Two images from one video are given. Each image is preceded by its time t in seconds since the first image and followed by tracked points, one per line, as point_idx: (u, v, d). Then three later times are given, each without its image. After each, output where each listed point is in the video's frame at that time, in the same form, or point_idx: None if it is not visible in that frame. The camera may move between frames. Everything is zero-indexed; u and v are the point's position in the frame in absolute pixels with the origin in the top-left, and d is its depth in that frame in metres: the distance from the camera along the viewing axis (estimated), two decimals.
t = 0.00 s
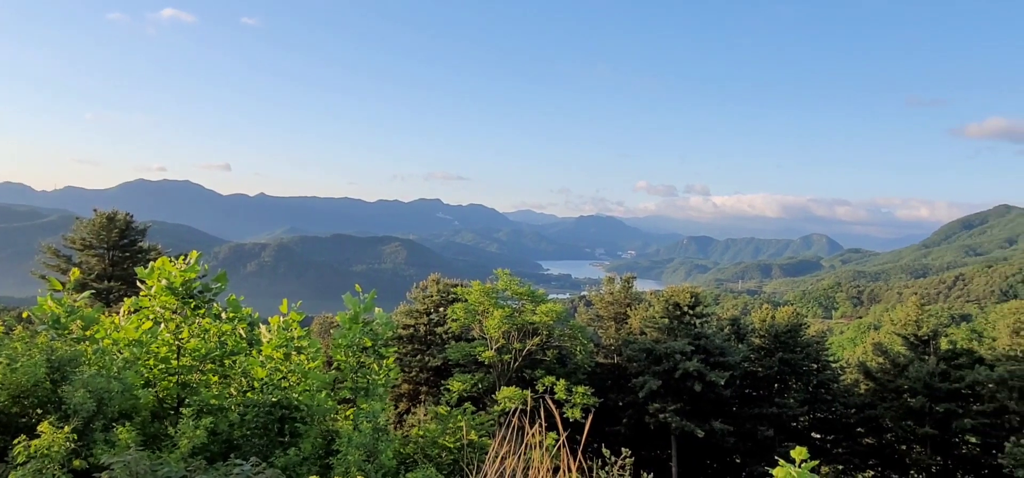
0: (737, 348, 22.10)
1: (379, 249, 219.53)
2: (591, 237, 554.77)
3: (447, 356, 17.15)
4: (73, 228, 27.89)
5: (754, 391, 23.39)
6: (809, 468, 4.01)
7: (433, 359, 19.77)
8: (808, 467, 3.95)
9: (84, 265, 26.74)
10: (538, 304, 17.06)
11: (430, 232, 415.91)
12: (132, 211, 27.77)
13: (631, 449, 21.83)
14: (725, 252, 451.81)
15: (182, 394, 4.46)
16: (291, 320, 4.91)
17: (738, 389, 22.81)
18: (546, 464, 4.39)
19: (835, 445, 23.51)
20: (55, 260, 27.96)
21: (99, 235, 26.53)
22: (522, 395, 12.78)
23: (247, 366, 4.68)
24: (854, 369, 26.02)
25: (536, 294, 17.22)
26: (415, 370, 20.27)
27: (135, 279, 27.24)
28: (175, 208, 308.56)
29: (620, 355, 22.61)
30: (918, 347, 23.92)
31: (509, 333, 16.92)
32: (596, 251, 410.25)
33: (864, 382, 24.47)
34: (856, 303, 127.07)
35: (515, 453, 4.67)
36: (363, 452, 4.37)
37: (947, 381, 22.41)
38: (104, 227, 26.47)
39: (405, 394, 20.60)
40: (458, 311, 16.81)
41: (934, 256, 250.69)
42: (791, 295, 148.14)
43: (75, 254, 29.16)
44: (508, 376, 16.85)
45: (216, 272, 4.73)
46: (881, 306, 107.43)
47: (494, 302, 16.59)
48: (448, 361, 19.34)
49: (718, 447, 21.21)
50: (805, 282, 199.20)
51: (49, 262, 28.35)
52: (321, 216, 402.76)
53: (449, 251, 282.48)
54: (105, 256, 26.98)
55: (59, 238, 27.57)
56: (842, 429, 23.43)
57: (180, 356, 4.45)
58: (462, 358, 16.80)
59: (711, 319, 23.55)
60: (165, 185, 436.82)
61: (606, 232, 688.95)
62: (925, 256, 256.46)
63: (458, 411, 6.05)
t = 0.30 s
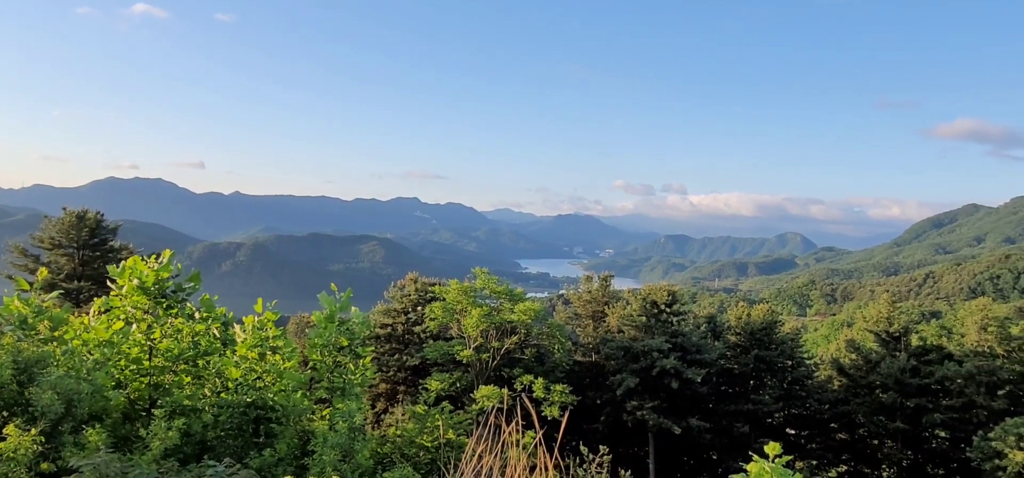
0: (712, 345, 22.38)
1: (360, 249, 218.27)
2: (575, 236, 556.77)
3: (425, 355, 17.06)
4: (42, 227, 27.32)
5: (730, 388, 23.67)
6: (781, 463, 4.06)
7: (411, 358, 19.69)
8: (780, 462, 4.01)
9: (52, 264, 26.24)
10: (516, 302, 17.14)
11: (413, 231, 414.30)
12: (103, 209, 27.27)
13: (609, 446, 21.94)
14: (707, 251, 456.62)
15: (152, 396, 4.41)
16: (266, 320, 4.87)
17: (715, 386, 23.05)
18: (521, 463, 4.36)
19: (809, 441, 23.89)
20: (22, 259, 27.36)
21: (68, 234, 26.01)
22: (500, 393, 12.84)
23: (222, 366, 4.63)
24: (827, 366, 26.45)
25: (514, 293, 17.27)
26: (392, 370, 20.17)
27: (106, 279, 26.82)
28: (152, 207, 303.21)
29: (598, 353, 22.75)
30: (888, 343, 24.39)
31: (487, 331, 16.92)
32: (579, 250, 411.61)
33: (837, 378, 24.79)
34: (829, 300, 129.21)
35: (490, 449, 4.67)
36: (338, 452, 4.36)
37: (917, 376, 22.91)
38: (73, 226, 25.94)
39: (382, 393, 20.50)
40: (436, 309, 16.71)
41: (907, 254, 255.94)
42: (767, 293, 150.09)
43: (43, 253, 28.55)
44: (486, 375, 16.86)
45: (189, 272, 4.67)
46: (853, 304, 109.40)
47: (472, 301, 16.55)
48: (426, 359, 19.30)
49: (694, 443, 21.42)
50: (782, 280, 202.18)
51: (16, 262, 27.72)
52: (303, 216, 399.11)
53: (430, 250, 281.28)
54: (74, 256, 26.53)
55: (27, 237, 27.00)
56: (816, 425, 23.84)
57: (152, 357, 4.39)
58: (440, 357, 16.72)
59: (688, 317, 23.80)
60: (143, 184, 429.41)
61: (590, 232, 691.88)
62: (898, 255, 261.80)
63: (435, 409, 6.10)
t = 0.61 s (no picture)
0: (698, 343, 22.52)
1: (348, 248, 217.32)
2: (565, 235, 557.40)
3: (411, 354, 17.03)
4: (20, 227, 26.96)
5: (716, 385, 23.84)
6: (765, 459, 4.05)
7: (397, 357, 19.64)
8: (764, 459, 3.98)
9: (31, 264, 25.91)
10: (503, 301, 17.17)
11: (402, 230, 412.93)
12: (84, 208, 26.96)
13: (596, 444, 22.03)
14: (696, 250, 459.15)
15: (136, 397, 4.38)
16: (251, 319, 4.85)
17: (700, 383, 23.22)
18: (507, 461, 4.37)
19: (794, 437, 24.14)
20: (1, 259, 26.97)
21: (48, 234, 25.71)
22: (486, 392, 12.86)
23: (206, 366, 4.60)
24: (811, 362, 26.68)
25: (501, 292, 17.32)
26: (378, 369, 20.08)
27: (87, 279, 26.54)
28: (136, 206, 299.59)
29: (584, 351, 22.81)
30: (871, 340, 24.67)
31: (474, 330, 16.93)
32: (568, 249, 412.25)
33: (821, 375, 25.05)
34: (813, 297, 130.33)
35: (476, 450, 4.67)
36: (323, 452, 4.36)
37: (900, 372, 23.16)
38: (53, 225, 25.65)
39: (369, 393, 20.43)
40: (422, 309, 16.68)
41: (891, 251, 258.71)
42: (752, 290, 151.07)
43: (22, 253, 28.16)
44: (473, 374, 16.86)
45: (172, 272, 4.64)
46: (837, 301, 110.36)
47: (459, 299, 16.55)
48: (412, 358, 19.25)
49: (681, 440, 21.56)
50: (767, 278, 203.90)
51: None
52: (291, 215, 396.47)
53: (419, 249, 280.49)
54: (54, 256, 26.22)
55: (6, 237, 26.63)
56: (800, 421, 24.09)
57: (135, 357, 4.35)
58: (426, 356, 16.72)
59: (674, 315, 23.90)
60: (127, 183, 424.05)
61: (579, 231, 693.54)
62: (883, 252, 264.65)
63: (420, 409, 6.14)
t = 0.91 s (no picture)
0: (683, 341, 22.65)
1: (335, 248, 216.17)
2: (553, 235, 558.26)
3: (397, 354, 17.00)
4: None
5: (700, 382, 23.99)
6: (750, 455, 4.05)
7: (383, 357, 19.56)
8: (749, 455, 3.99)
9: (9, 265, 25.54)
10: (489, 300, 17.19)
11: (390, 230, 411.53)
12: (63, 208, 26.63)
13: (582, 442, 22.10)
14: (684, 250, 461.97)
15: (116, 399, 4.33)
16: (234, 320, 4.82)
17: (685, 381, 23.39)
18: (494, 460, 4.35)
19: (778, 433, 24.38)
20: None
21: (26, 234, 25.38)
22: (472, 391, 12.85)
23: (188, 367, 4.55)
24: (794, 359, 26.93)
25: (486, 290, 17.34)
26: (363, 369, 19.99)
27: (66, 279, 26.20)
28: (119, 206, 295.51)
29: (570, 350, 22.86)
30: (853, 336, 24.94)
31: (460, 329, 16.92)
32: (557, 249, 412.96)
33: (805, 371, 25.31)
34: (796, 295, 131.64)
35: (463, 449, 4.64)
36: (309, 452, 4.33)
37: (882, 369, 23.42)
38: (31, 225, 25.33)
39: (354, 393, 20.34)
40: (407, 308, 16.63)
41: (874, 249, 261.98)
42: (736, 289, 152.27)
43: None
44: (459, 373, 16.85)
45: (154, 272, 4.59)
46: (820, 298, 111.58)
47: (444, 299, 16.54)
48: (398, 358, 19.20)
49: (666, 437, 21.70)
50: (752, 276, 205.66)
51: None
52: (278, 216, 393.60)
53: (406, 249, 279.54)
54: (33, 256, 25.87)
55: None
56: (783, 418, 24.34)
57: (117, 359, 4.30)
58: (412, 355, 16.71)
59: (658, 313, 24.00)
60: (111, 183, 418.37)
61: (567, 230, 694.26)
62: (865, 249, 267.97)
63: (406, 408, 6.16)
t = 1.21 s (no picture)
0: (670, 339, 22.76)
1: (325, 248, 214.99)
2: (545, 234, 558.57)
3: (385, 353, 16.97)
4: None
5: (688, 380, 24.10)
6: (736, 451, 4.08)
7: (371, 356, 19.51)
8: (735, 451, 4.02)
9: None
10: (477, 298, 17.20)
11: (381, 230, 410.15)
12: (46, 207, 26.32)
13: (570, 440, 22.15)
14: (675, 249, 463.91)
15: (101, 398, 4.30)
16: (220, 319, 4.81)
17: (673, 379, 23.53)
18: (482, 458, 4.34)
19: (765, 430, 24.57)
20: None
21: (7, 233, 25.07)
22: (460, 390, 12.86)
23: (174, 367, 4.53)
24: (781, 357, 27.11)
25: (474, 289, 17.32)
26: (352, 369, 19.94)
27: (48, 279, 25.89)
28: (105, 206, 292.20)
29: (558, 349, 22.89)
30: (839, 334, 25.17)
31: (448, 328, 16.91)
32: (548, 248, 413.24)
33: (791, 369, 25.50)
34: (782, 293, 132.50)
35: (451, 447, 4.62)
36: (298, 451, 4.32)
37: (867, 366, 23.61)
38: (13, 225, 25.03)
39: (342, 392, 20.27)
40: (395, 307, 16.62)
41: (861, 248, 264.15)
42: (723, 287, 152.91)
43: None
44: (447, 372, 16.82)
45: (139, 270, 4.56)
46: (806, 296, 112.36)
47: (432, 298, 16.52)
48: (386, 357, 19.15)
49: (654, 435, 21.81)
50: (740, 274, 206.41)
51: None
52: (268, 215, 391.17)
53: (396, 249, 278.54)
54: (14, 256, 25.55)
55: None
56: (770, 415, 24.53)
57: (102, 358, 4.28)
58: (400, 354, 16.68)
59: (646, 311, 24.08)
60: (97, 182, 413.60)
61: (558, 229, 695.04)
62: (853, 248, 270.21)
63: (393, 407, 6.20)
